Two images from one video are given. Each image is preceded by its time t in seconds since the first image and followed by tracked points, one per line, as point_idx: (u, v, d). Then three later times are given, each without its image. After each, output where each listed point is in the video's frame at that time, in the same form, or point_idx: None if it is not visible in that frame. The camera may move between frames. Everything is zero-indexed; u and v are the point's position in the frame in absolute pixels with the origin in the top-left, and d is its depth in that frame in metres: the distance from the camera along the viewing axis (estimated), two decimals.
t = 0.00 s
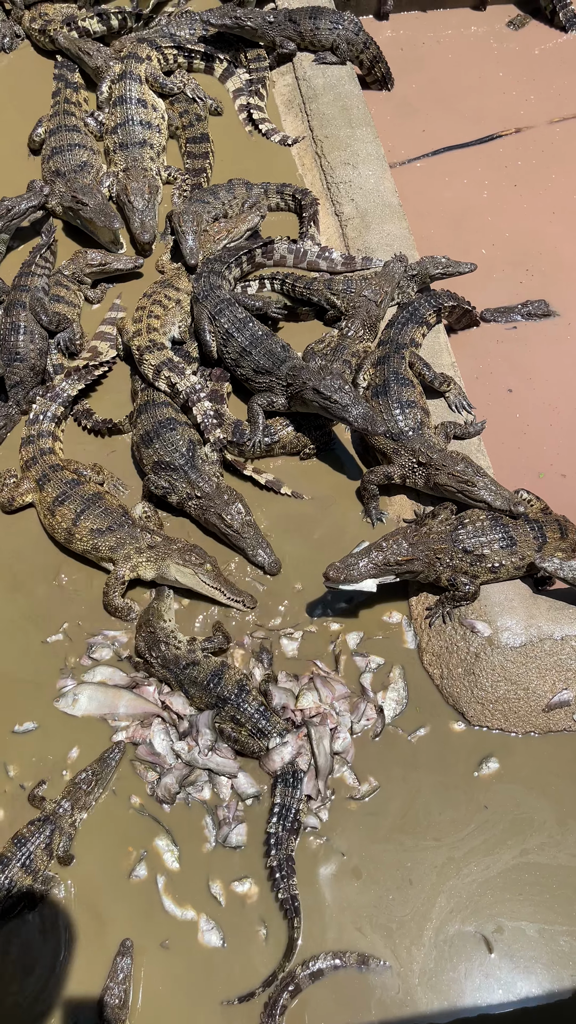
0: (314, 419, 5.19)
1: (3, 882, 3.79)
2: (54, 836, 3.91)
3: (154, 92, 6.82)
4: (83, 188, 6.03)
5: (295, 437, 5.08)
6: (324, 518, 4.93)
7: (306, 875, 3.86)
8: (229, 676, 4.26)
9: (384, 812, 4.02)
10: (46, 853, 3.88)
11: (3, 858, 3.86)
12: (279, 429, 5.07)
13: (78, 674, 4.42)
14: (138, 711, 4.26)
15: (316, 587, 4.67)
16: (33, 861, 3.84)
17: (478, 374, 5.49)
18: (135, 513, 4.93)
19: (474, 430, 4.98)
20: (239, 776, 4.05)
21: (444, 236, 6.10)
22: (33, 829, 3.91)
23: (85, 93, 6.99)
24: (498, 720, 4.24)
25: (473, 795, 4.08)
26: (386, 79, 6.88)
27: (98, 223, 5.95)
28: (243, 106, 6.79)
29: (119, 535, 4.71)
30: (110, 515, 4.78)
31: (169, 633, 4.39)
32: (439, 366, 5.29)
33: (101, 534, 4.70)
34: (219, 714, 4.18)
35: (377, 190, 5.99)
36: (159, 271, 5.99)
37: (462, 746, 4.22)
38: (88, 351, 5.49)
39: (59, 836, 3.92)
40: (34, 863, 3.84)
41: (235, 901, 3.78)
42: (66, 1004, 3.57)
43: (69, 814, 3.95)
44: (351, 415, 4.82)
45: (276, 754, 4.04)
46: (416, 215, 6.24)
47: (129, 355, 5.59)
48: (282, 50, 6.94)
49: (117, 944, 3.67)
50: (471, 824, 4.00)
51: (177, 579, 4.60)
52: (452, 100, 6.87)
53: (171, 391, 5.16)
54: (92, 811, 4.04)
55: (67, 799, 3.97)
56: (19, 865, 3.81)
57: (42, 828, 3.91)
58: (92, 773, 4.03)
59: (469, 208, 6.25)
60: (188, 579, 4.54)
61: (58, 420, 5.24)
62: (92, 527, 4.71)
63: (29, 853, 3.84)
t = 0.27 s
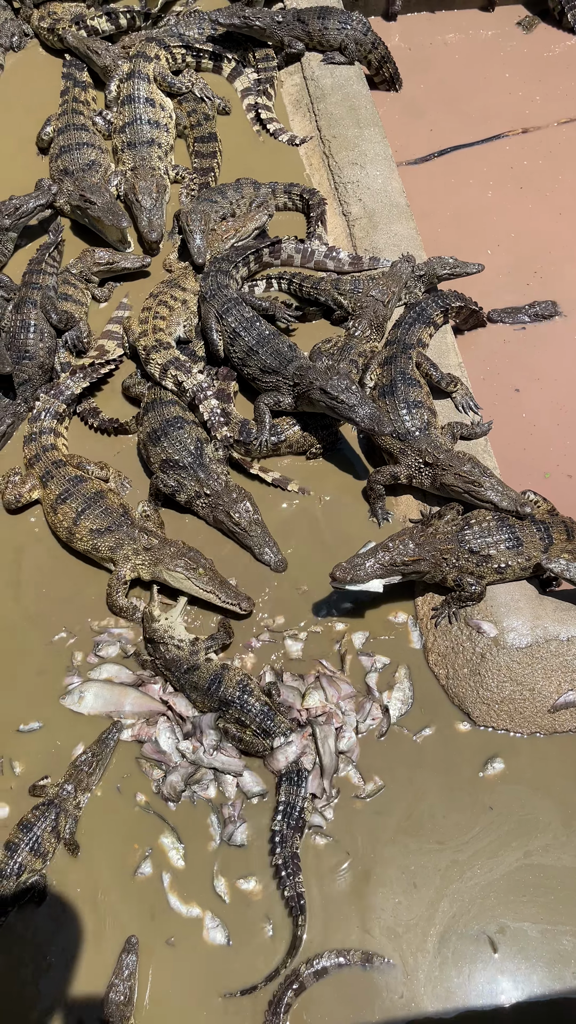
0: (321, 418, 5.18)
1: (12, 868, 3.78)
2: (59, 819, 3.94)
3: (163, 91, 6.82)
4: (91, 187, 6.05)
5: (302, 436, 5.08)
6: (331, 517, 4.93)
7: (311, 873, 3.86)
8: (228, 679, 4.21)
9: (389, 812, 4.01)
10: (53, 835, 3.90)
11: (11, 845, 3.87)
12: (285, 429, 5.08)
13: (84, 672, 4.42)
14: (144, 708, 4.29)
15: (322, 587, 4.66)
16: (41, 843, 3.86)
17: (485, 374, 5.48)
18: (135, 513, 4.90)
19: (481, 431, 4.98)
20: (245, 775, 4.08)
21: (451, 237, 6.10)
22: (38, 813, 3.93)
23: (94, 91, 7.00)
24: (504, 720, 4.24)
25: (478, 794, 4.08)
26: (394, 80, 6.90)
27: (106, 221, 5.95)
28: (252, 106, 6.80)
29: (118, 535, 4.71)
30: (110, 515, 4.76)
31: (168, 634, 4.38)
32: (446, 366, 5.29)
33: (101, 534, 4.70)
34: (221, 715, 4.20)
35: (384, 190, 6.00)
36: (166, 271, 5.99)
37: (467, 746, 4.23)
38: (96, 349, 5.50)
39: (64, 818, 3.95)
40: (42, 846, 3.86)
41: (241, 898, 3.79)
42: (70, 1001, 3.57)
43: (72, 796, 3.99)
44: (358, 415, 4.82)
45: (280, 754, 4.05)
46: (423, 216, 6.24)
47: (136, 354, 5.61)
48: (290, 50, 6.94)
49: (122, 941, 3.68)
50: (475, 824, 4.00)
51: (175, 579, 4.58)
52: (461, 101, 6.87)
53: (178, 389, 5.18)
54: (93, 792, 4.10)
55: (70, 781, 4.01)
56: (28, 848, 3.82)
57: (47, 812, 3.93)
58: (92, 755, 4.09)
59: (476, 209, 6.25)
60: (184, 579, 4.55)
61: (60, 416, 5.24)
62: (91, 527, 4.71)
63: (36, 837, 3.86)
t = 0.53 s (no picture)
0: (327, 417, 5.19)
1: (25, 851, 3.83)
2: (69, 799, 3.97)
3: (170, 88, 6.82)
4: (97, 184, 6.05)
5: (307, 435, 5.08)
6: (336, 516, 4.93)
7: (314, 872, 3.86)
8: (229, 679, 4.22)
9: (393, 812, 4.01)
10: (65, 816, 3.94)
11: (22, 828, 3.90)
12: (291, 427, 5.09)
13: (89, 668, 4.44)
14: (148, 705, 4.30)
15: (327, 586, 4.66)
16: (52, 826, 3.89)
17: (491, 373, 5.48)
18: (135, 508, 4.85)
19: (486, 430, 4.98)
20: (248, 774, 4.07)
21: (458, 235, 6.08)
22: (48, 796, 3.95)
23: (101, 88, 7.00)
24: (508, 719, 4.23)
25: (482, 793, 4.08)
26: (401, 78, 6.90)
27: (112, 218, 5.92)
28: (259, 103, 6.79)
29: (119, 530, 4.68)
30: (110, 511, 4.73)
31: (175, 626, 4.43)
32: (452, 365, 5.28)
33: (101, 529, 4.68)
34: (222, 715, 4.18)
35: (392, 188, 5.99)
36: (173, 268, 6.00)
37: (471, 745, 4.22)
38: (104, 347, 5.51)
39: (74, 799, 3.98)
40: (54, 827, 3.89)
41: (244, 895, 3.80)
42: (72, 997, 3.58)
43: (79, 775, 4.03)
44: (363, 414, 4.82)
45: (282, 754, 4.03)
46: (430, 214, 6.23)
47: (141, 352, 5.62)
48: (298, 47, 6.93)
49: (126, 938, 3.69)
50: (479, 823, 4.00)
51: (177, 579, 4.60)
52: (469, 99, 6.86)
53: (184, 387, 5.16)
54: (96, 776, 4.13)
55: (76, 761, 4.05)
56: (41, 832, 3.86)
57: (56, 794, 3.95)
58: (90, 733, 4.13)
59: (484, 207, 6.23)
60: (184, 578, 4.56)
61: (63, 412, 5.20)
62: (93, 524, 4.69)
63: (47, 819, 3.89)
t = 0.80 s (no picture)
0: (335, 416, 5.22)
1: (43, 836, 3.85)
2: (83, 782, 4.02)
3: (179, 85, 6.81)
4: (106, 181, 6.05)
5: (315, 433, 5.09)
6: (344, 514, 4.94)
7: (321, 869, 3.88)
8: (243, 677, 4.23)
9: (399, 810, 4.02)
10: (79, 800, 3.98)
11: (39, 811, 3.93)
12: (298, 426, 5.13)
13: (96, 665, 4.45)
14: (155, 702, 4.31)
15: (334, 584, 4.67)
16: (69, 809, 3.94)
17: (499, 372, 5.47)
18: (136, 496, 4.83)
19: (495, 429, 4.98)
20: (255, 772, 4.09)
21: (467, 234, 6.08)
22: (63, 780, 3.99)
23: (110, 86, 7.00)
24: (515, 719, 4.24)
25: (489, 793, 4.08)
26: (411, 76, 6.87)
27: (121, 217, 5.92)
28: (269, 100, 6.78)
29: (119, 521, 4.65)
30: (111, 501, 4.71)
31: (194, 620, 4.42)
32: (461, 364, 5.28)
33: (104, 522, 4.65)
34: (231, 710, 4.22)
35: (401, 187, 5.99)
36: (181, 265, 6.02)
37: (478, 744, 4.23)
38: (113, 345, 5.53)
39: (87, 783, 4.03)
40: (70, 810, 3.94)
41: (250, 894, 3.80)
42: (80, 992, 3.61)
43: (90, 758, 4.08)
44: (371, 412, 4.82)
45: (287, 759, 4.03)
46: (438, 212, 6.23)
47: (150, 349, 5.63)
48: (307, 45, 6.92)
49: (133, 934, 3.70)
50: (485, 822, 4.00)
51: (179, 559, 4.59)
52: (478, 98, 6.84)
53: (192, 385, 5.15)
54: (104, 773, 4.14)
55: (87, 744, 4.10)
56: (58, 816, 3.90)
57: (70, 778, 3.99)
58: (97, 717, 4.18)
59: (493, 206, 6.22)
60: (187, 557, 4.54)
61: (70, 407, 5.19)
62: (95, 516, 4.67)
63: (63, 801, 3.94)
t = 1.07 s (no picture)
0: (342, 414, 5.24)
1: (53, 825, 3.87)
2: (91, 772, 4.04)
3: (187, 82, 6.81)
4: (114, 178, 6.07)
5: (323, 430, 5.09)
6: (351, 512, 4.95)
7: (327, 865, 3.89)
8: (256, 668, 4.24)
9: (405, 807, 4.04)
10: (88, 788, 4.01)
11: (48, 801, 3.95)
12: (306, 423, 5.11)
13: (104, 660, 4.47)
14: (162, 698, 4.31)
15: (341, 581, 4.69)
16: (78, 799, 3.96)
17: (506, 371, 5.48)
18: (128, 482, 4.81)
19: (501, 428, 5.00)
20: (261, 773, 4.08)
21: (474, 232, 6.08)
22: (72, 770, 4.01)
23: (118, 82, 7.00)
24: (521, 717, 4.25)
25: (494, 790, 4.10)
26: (419, 74, 6.86)
27: (129, 213, 5.94)
28: (277, 98, 6.79)
29: (112, 511, 4.65)
30: (105, 492, 4.70)
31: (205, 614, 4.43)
32: (468, 362, 5.29)
33: (98, 513, 4.67)
34: (240, 702, 4.18)
35: (408, 185, 5.98)
36: (189, 262, 6.05)
37: (484, 741, 4.24)
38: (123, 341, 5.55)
39: (94, 772, 4.06)
40: (80, 800, 3.96)
41: (257, 890, 3.83)
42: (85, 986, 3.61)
43: (96, 748, 4.09)
44: (379, 410, 4.84)
45: (291, 755, 4.03)
46: (446, 210, 6.23)
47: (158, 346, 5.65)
48: (316, 42, 6.92)
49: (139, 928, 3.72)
50: (490, 819, 4.02)
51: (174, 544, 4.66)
52: (487, 95, 6.84)
53: (200, 382, 5.21)
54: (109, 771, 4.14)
55: (94, 734, 4.13)
56: (68, 805, 3.91)
57: (79, 768, 4.01)
58: (104, 706, 4.21)
59: (500, 204, 6.22)
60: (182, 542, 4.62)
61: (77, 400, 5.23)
62: (90, 507, 4.68)
63: (72, 792, 3.95)
